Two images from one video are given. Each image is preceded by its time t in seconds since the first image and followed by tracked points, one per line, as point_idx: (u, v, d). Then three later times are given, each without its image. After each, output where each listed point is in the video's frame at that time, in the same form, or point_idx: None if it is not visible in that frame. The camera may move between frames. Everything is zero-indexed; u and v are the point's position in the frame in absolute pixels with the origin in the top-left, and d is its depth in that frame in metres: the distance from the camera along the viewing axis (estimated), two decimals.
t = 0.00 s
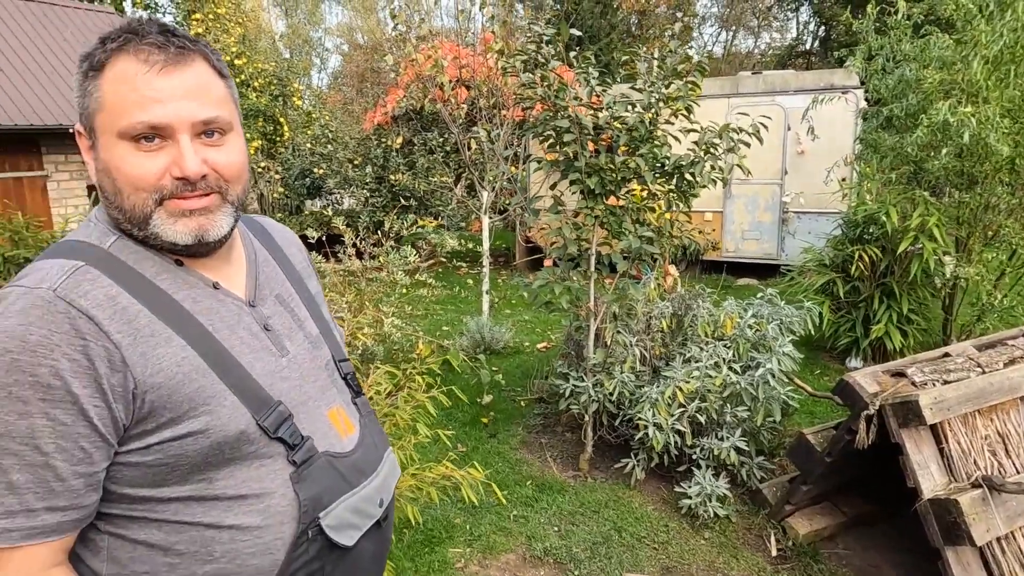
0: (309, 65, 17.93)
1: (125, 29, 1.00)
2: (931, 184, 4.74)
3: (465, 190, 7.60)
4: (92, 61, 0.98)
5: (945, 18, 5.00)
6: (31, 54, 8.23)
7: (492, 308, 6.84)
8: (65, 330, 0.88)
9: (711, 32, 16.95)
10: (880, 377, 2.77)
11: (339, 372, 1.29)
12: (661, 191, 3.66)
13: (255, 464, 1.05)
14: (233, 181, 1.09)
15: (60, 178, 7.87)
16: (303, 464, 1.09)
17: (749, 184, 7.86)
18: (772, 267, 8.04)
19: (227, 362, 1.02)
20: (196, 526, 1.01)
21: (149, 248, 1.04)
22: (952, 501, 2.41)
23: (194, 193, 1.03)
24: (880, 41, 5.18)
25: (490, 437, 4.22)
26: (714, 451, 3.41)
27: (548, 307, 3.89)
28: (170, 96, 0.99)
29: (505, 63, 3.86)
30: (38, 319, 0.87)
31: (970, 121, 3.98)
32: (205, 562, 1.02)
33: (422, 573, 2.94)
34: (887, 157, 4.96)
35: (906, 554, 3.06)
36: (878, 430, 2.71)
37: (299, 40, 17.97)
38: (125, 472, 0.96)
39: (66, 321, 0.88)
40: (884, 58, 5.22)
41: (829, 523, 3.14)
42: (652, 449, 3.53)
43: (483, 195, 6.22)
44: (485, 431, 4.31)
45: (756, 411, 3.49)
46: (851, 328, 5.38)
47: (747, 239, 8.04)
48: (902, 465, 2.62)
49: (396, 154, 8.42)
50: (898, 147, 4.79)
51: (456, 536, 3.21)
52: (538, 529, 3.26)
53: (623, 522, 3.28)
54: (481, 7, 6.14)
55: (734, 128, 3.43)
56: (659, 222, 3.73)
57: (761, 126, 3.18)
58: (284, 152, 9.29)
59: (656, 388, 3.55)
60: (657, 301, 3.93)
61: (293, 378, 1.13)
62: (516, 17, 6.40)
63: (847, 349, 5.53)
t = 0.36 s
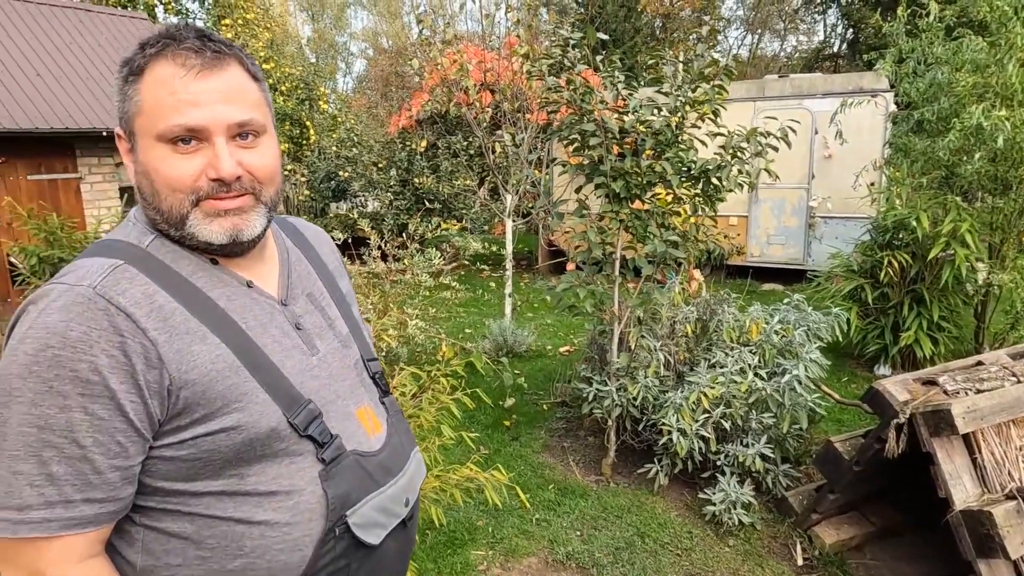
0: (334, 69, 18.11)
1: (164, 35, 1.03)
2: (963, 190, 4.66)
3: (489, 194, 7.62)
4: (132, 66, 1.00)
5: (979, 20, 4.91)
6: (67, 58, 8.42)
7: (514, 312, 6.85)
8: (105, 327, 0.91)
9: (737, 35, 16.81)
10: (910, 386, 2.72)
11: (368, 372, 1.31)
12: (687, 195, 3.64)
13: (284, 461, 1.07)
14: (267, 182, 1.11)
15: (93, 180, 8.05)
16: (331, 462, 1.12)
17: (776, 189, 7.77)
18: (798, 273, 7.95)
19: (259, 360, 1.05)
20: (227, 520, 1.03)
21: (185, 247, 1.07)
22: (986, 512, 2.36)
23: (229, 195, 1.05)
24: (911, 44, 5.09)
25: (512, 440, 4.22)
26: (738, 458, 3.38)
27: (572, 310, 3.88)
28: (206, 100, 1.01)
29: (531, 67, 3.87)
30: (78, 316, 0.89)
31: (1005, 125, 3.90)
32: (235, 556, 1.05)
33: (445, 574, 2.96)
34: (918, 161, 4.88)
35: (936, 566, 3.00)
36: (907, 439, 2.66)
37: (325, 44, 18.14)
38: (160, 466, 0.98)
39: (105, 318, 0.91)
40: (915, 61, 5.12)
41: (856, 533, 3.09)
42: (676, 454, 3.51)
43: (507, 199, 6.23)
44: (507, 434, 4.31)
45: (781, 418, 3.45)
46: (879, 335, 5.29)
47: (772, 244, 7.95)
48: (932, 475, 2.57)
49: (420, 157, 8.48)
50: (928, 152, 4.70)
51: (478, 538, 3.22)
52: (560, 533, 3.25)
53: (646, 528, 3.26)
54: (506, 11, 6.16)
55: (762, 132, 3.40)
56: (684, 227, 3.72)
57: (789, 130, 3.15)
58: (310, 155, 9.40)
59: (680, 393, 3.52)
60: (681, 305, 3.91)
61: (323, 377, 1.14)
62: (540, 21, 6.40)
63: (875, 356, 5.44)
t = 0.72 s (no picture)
0: (349, 73, 18.21)
1: (200, 40, 1.05)
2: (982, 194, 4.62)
3: (504, 197, 7.63)
4: (169, 70, 1.02)
5: (999, 24, 4.86)
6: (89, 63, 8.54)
7: (528, 315, 6.85)
8: (146, 327, 0.93)
9: (751, 39, 16.69)
10: (932, 392, 2.69)
11: (392, 372, 1.33)
12: (703, 198, 3.63)
13: (316, 461, 1.09)
14: (300, 184, 1.13)
15: (113, 183, 8.15)
16: (361, 463, 1.14)
17: (792, 193, 7.72)
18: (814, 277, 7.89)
19: (292, 362, 1.06)
20: (260, 519, 1.06)
21: (219, 249, 1.09)
22: (1008, 520, 2.34)
23: (262, 196, 1.06)
24: (930, 47, 5.02)
25: (527, 443, 4.22)
26: (755, 463, 3.36)
27: (588, 314, 3.88)
28: (241, 103, 1.03)
29: (548, 71, 3.88)
30: (121, 315, 0.92)
31: None
32: (268, 553, 1.07)
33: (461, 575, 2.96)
34: (937, 165, 4.84)
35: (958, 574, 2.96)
36: (929, 444, 2.64)
37: (340, 48, 18.28)
38: (196, 463, 1.00)
39: (146, 317, 0.94)
40: (935, 65, 5.08)
41: (875, 540, 3.07)
42: (692, 459, 3.49)
43: (522, 202, 6.24)
44: (522, 436, 4.31)
45: (799, 423, 3.43)
46: (898, 340, 5.23)
47: (788, 248, 7.90)
48: (953, 482, 2.55)
49: (436, 160, 8.51)
50: (948, 155, 4.66)
51: (494, 541, 3.22)
52: (576, 537, 3.25)
53: (661, 532, 3.25)
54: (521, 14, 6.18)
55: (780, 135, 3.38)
56: (700, 231, 3.71)
57: (808, 133, 3.13)
58: (326, 158, 9.46)
59: (697, 398, 3.51)
60: (698, 309, 3.88)
61: (351, 377, 1.17)
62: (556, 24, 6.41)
63: (893, 362, 5.39)
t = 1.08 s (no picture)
0: (357, 76, 18.25)
1: (269, 44, 1.08)
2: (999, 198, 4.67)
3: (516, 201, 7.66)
4: (238, 72, 1.06)
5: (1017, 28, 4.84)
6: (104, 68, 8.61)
7: (541, 319, 6.86)
8: (215, 319, 1.02)
9: (760, 43, 16.65)
10: (956, 397, 2.69)
11: (439, 373, 1.39)
12: (721, 202, 3.63)
13: (372, 457, 1.17)
14: (356, 189, 1.16)
15: (129, 186, 8.19)
16: (413, 461, 1.21)
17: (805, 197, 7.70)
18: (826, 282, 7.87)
19: (348, 359, 1.14)
20: (318, 515, 1.13)
21: (276, 250, 1.18)
22: None
23: (320, 200, 1.10)
24: (947, 51, 5.00)
25: (544, 446, 4.22)
26: (776, 467, 3.35)
27: (606, 317, 3.91)
28: (305, 108, 1.06)
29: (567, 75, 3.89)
30: (192, 307, 1.01)
31: None
32: (325, 550, 1.14)
33: None
34: (953, 169, 4.87)
35: None
36: (954, 450, 2.63)
37: (348, 53, 18.33)
38: (258, 457, 1.08)
39: (215, 310, 1.03)
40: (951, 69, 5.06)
41: (896, 545, 3.05)
42: (711, 463, 3.49)
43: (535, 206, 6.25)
44: (538, 440, 4.32)
45: (818, 428, 3.43)
46: (914, 345, 5.20)
47: (800, 252, 7.89)
48: (979, 488, 2.54)
49: (447, 164, 8.53)
50: (965, 160, 4.68)
51: (514, 543, 3.23)
52: (596, 540, 3.25)
53: (681, 536, 3.25)
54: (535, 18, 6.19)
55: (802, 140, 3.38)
56: (720, 234, 3.69)
57: (830, 138, 3.13)
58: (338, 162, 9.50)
59: (717, 402, 3.50)
60: (716, 313, 3.88)
61: (401, 376, 1.23)
62: (570, 29, 6.42)
63: (909, 367, 5.36)
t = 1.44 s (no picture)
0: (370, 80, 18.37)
1: (343, 50, 1.11)
2: None
3: (532, 203, 7.66)
4: (315, 76, 1.09)
5: None
6: (124, 71, 8.70)
7: (558, 321, 6.87)
8: (286, 320, 1.02)
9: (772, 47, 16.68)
10: (990, 401, 2.67)
11: (501, 374, 1.38)
12: (748, 205, 3.63)
13: (436, 459, 1.16)
14: (425, 192, 1.17)
15: (149, 187, 8.26)
16: (478, 463, 1.21)
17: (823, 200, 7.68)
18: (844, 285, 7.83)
19: (414, 361, 1.13)
20: (383, 513, 1.14)
21: (346, 250, 1.17)
22: None
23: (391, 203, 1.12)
24: (971, 54, 4.96)
25: (567, 448, 4.23)
26: (804, 471, 3.34)
27: (631, 320, 3.92)
28: (378, 112, 1.08)
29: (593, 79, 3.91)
30: (264, 307, 1.01)
31: None
32: (390, 547, 1.15)
33: None
34: (978, 173, 4.83)
35: None
36: (988, 455, 2.61)
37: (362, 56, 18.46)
38: (325, 456, 1.09)
39: (286, 310, 1.03)
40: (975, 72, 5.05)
41: (927, 550, 3.04)
42: (738, 466, 3.48)
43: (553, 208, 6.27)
44: (561, 442, 4.32)
45: (846, 432, 3.42)
46: (938, 349, 5.18)
47: (817, 256, 7.85)
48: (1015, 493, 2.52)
49: (464, 166, 8.56)
50: (990, 163, 4.66)
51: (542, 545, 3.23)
52: (623, 542, 3.25)
53: (708, 539, 3.25)
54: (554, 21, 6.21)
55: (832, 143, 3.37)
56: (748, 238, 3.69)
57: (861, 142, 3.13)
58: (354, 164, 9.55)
59: (744, 405, 3.50)
60: (741, 316, 3.87)
61: (464, 378, 1.23)
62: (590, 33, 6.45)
63: (932, 371, 5.33)
